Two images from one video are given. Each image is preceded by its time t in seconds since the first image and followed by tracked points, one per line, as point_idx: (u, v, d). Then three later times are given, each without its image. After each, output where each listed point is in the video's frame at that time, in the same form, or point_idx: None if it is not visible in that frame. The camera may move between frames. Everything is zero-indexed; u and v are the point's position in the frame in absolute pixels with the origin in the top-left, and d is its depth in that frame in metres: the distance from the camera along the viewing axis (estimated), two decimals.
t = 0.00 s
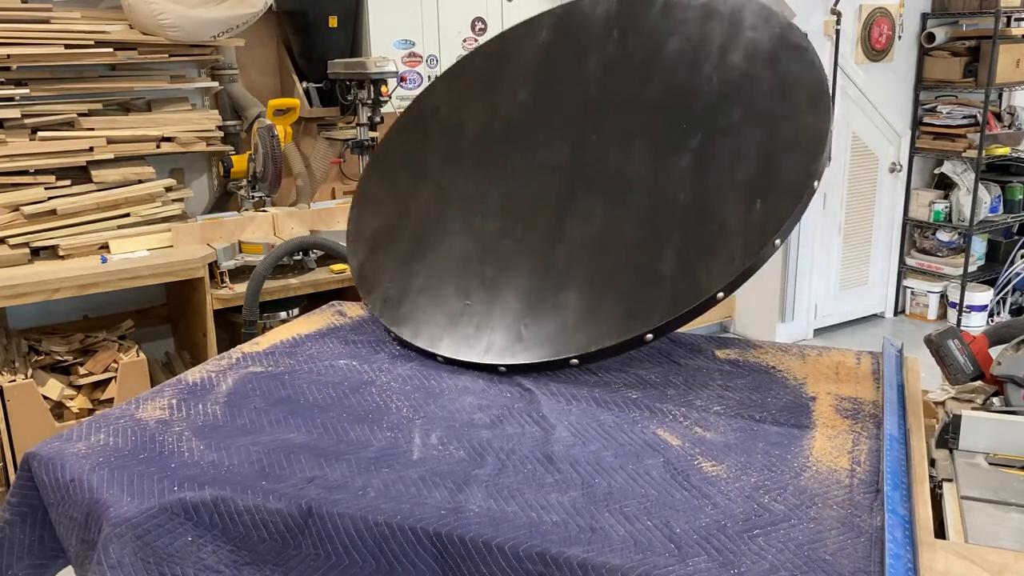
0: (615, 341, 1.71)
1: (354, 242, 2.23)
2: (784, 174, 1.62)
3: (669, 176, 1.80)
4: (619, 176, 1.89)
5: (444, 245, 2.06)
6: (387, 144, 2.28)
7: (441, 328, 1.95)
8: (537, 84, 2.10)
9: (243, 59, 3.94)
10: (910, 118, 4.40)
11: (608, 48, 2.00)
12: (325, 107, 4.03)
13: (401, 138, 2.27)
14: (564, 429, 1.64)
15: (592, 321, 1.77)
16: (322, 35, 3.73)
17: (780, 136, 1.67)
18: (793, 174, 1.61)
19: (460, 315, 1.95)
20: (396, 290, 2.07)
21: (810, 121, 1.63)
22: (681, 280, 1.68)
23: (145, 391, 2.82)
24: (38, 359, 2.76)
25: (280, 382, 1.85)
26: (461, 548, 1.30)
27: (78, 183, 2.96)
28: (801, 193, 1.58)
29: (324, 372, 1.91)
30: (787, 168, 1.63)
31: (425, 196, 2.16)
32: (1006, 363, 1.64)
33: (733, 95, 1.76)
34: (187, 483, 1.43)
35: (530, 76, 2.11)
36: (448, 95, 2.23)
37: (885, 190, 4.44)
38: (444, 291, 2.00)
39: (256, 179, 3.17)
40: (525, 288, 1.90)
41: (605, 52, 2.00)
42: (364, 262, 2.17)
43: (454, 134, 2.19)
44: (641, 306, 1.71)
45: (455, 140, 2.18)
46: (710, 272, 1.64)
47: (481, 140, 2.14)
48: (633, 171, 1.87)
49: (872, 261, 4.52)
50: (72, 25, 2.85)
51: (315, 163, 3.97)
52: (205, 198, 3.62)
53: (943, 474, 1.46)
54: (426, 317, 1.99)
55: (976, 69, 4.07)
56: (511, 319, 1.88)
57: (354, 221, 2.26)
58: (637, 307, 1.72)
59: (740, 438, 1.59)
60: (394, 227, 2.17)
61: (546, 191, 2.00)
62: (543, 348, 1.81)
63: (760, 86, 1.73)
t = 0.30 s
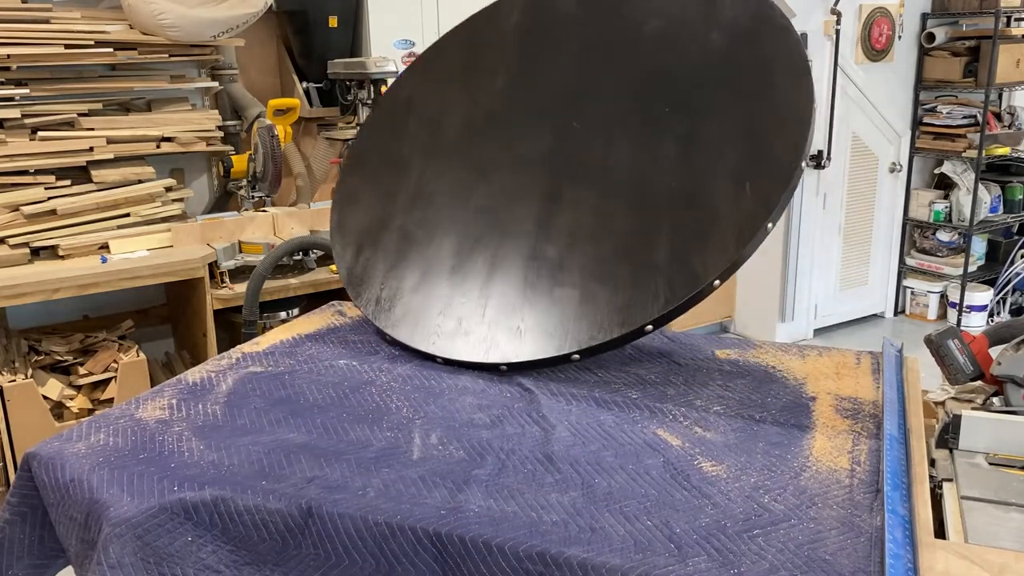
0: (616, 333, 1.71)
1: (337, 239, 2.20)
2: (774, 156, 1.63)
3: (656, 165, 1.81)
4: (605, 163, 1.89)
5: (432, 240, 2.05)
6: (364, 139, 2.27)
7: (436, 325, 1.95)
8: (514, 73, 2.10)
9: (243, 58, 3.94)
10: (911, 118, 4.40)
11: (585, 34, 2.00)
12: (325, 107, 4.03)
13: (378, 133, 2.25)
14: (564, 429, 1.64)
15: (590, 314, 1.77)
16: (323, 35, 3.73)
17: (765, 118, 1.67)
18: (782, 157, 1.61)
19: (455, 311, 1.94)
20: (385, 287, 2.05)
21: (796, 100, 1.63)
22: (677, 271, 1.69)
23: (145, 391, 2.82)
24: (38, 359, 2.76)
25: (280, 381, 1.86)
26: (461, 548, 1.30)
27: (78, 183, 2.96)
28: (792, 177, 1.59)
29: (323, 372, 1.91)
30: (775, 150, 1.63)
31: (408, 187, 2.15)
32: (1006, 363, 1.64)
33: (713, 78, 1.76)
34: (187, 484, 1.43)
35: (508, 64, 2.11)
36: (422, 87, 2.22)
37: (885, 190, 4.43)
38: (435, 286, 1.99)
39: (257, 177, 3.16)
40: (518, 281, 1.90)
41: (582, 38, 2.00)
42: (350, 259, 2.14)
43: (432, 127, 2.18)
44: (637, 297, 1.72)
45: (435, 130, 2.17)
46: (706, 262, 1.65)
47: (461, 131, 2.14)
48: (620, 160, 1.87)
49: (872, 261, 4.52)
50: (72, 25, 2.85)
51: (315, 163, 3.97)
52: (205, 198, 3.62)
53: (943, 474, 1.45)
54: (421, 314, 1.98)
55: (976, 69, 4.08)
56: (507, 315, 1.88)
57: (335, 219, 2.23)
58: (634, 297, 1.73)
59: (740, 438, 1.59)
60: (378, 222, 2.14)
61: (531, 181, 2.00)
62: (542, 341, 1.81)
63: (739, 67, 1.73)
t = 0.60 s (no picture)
0: (613, 326, 1.71)
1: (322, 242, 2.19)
2: (757, 135, 1.62)
3: (640, 155, 1.81)
4: (590, 154, 1.89)
5: (421, 239, 2.05)
6: (341, 141, 2.27)
7: (432, 326, 1.95)
8: (489, 67, 2.10)
9: (243, 58, 3.94)
10: (910, 118, 4.39)
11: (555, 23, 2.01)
12: (325, 107, 4.02)
13: (354, 135, 2.25)
14: (564, 429, 1.64)
15: (586, 308, 1.77)
16: (323, 35, 3.72)
17: (741, 98, 1.66)
18: (765, 137, 1.60)
19: (451, 310, 1.93)
20: (378, 289, 2.04)
21: (770, 75, 1.62)
22: (671, 261, 1.68)
23: (145, 391, 2.82)
24: (38, 359, 2.76)
25: (279, 381, 1.86)
26: (461, 548, 1.30)
27: (78, 183, 2.96)
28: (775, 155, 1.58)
29: (323, 372, 1.91)
30: (756, 129, 1.62)
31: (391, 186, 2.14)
32: (1006, 363, 1.64)
33: (687, 64, 1.77)
34: (187, 484, 1.43)
35: (481, 58, 2.12)
36: (394, 85, 2.22)
37: (885, 191, 4.43)
38: (426, 286, 1.98)
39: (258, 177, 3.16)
40: (511, 276, 1.90)
41: (553, 27, 2.01)
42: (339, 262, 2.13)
43: (407, 124, 2.17)
44: (633, 288, 1.72)
45: (413, 126, 2.17)
46: (698, 250, 1.65)
47: (438, 126, 2.14)
48: (603, 150, 1.87)
49: (872, 261, 4.52)
50: (72, 25, 2.84)
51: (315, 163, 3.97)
52: (205, 198, 3.61)
53: (943, 474, 1.45)
54: (417, 315, 1.97)
55: (976, 69, 4.08)
56: (504, 314, 1.87)
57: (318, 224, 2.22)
58: (629, 288, 1.72)
59: (740, 438, 1.59)
60: (364, 223, 2.14)
61: (516, 175, 2.00)
62: (541, 337, 1.81)
63: (711, 50, 1.74)
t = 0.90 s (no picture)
0: (617, 322, 1.76)
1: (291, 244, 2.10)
2: (743, 136, 1.72)
3: (626, 155, 1.87)
4: (574, 155, 1.93)
5: (406, 241, 2.03)
6: (300, 140, 2.20)
7: (429, 326, 1.94)
8: (460, 68, 2.12)
9: (243, 58, 3.94)
10: (910, 118, 4.39)
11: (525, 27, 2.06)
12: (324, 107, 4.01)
13: (314, 136, 2.19)
14: (564, 429, 1.64)
15: (588, 306, 1.81)
16: (323, 35, 3.71)
17: (724, 101, 1.76)
18: (752, 138, 1.71)
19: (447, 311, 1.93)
20: (366, 291, 2.01)
21: (748, 80, 1.74)
22: (669, 258, 1.75)
23: (145, 391, 2.82)
24: (38, 359, 2.76)
25: (279, 381, 1.86)
26: (461, 548, 1.30)
27: (78, 183, 2.95)
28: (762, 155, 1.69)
29: (323, 372, 1.91)
30: (741, 130, 1.73)
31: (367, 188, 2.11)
32: (1006, 363, 1.64)
33: (662, 68, 1.85)
34: (187, 484, 1.43)
35: (451, 59, 2.13)
36: (355, 84, 2.19)
37: (885, 191, 4.43)
38: (415, 287, 1.98)
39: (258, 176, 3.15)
40: (506, 274, 1.92)
41: (523, 32, 2.06)
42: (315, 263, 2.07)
43: (376, 125, 2.15)
44: (636, 283, 1.77)
45: (383, 127, 2.14)
46: (696, 246, 1.72)
47: (411, 126, 2.13)
48: (586, 151, 1.92)
49: (872, 261, 4.51)
50: (72, 25, 2.83)
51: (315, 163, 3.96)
52: (205, 198, 3.60)
53: (943, 474, 1.45)
54: (410, 318, 1.96)
55: (976, 69, 4.08)
56: (505, 314, 1.88)
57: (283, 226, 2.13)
58: (632, 285, 1.78)
59: (740, 438, 1.59)
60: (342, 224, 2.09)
61: (500, 176, 2.02)
62: (542, 334, 1.83)
63: (686, 55, 1.83)
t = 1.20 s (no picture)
0: (611, 309, 1.79)
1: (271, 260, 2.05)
2: (712, 116, 1.74)
3: (602, 146, 1.88)
4: (551, 150, 1.94)
5: (392, 245, 2.03)
6: (266, 155, 2.14)
7: (426, 327, 1.94)
8: (424, 72, 2.10)
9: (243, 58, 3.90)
10: (911, 118, 4.38)
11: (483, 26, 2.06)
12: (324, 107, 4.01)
13: (277, 149, 2.14)
14: (564, 429, 1.64)
15: (582, 296, 1.84)
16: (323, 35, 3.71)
17: (690, 83, 1.78)
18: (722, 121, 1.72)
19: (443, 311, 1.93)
20: (357, 299, 2.00)
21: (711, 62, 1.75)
22: (654, 242, 1.78)
23: (145, 391, 2.82)
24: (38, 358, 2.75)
25: (279, 381, 1.86)
26: (461, 548, 1.30)
27: (78, 183, 2.94)
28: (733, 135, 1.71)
29: (323, 372, 1.90)
30: (709, 111, 1.74)
31: (344, 197, 2.09)
32: (1006, 363, 1.64)
33: (624, 58, 1.87)
34: (187, 484, 1.43)
35: (413, 61, 2.11)
36: (313, 93, 2.15)
37: (885, 190, 4.42)
38: (406, 287, 1.98)
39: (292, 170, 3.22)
40: (498, 271, 1.93)
41: (482, 31, 2.06)
42: (298, 277, 2.03)
43: (343, 133, 2.11)
44: (626, 270, 1.80)
45: (351, 134, 2.11)
46: (681, 230, 1.75)
47: (380, 131, 2.10)
48: (561, 144, 1.94)
49: (873, 261, 4.50)
50: (72, 25, 2.82)
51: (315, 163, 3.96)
52: (205, 198, 3.58)
53: (943, 474, 1.45)
54: (404, 323, 1.95)
55: (976, 69, 4.08)
56: (499, 310, 1.90)
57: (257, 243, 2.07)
58: (624, 273, 1.80)
59: (740, 438, 1.59)
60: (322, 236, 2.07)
61: (478, 176, 2.01)
62: (539, 328, 1.86)
63: (647, 44, 1.84)
